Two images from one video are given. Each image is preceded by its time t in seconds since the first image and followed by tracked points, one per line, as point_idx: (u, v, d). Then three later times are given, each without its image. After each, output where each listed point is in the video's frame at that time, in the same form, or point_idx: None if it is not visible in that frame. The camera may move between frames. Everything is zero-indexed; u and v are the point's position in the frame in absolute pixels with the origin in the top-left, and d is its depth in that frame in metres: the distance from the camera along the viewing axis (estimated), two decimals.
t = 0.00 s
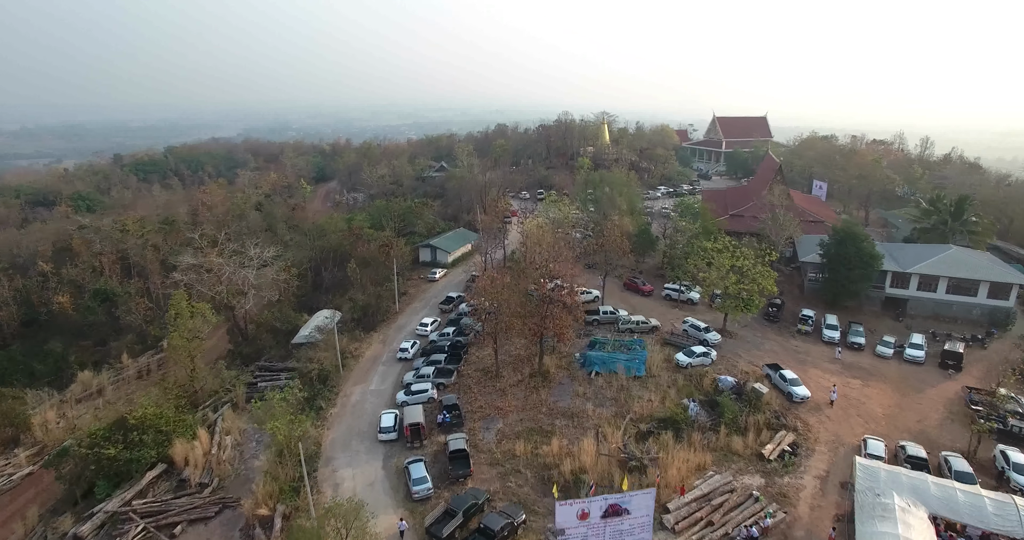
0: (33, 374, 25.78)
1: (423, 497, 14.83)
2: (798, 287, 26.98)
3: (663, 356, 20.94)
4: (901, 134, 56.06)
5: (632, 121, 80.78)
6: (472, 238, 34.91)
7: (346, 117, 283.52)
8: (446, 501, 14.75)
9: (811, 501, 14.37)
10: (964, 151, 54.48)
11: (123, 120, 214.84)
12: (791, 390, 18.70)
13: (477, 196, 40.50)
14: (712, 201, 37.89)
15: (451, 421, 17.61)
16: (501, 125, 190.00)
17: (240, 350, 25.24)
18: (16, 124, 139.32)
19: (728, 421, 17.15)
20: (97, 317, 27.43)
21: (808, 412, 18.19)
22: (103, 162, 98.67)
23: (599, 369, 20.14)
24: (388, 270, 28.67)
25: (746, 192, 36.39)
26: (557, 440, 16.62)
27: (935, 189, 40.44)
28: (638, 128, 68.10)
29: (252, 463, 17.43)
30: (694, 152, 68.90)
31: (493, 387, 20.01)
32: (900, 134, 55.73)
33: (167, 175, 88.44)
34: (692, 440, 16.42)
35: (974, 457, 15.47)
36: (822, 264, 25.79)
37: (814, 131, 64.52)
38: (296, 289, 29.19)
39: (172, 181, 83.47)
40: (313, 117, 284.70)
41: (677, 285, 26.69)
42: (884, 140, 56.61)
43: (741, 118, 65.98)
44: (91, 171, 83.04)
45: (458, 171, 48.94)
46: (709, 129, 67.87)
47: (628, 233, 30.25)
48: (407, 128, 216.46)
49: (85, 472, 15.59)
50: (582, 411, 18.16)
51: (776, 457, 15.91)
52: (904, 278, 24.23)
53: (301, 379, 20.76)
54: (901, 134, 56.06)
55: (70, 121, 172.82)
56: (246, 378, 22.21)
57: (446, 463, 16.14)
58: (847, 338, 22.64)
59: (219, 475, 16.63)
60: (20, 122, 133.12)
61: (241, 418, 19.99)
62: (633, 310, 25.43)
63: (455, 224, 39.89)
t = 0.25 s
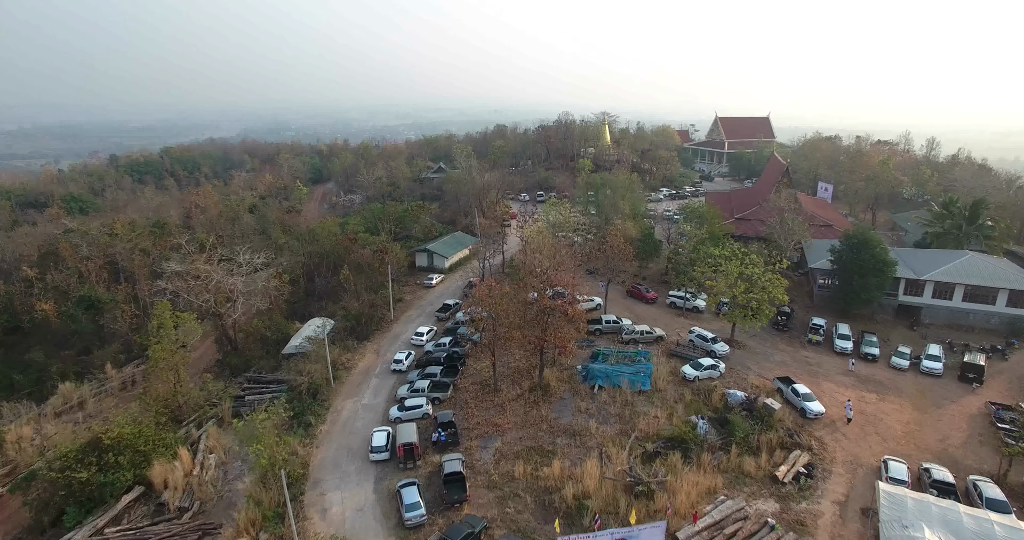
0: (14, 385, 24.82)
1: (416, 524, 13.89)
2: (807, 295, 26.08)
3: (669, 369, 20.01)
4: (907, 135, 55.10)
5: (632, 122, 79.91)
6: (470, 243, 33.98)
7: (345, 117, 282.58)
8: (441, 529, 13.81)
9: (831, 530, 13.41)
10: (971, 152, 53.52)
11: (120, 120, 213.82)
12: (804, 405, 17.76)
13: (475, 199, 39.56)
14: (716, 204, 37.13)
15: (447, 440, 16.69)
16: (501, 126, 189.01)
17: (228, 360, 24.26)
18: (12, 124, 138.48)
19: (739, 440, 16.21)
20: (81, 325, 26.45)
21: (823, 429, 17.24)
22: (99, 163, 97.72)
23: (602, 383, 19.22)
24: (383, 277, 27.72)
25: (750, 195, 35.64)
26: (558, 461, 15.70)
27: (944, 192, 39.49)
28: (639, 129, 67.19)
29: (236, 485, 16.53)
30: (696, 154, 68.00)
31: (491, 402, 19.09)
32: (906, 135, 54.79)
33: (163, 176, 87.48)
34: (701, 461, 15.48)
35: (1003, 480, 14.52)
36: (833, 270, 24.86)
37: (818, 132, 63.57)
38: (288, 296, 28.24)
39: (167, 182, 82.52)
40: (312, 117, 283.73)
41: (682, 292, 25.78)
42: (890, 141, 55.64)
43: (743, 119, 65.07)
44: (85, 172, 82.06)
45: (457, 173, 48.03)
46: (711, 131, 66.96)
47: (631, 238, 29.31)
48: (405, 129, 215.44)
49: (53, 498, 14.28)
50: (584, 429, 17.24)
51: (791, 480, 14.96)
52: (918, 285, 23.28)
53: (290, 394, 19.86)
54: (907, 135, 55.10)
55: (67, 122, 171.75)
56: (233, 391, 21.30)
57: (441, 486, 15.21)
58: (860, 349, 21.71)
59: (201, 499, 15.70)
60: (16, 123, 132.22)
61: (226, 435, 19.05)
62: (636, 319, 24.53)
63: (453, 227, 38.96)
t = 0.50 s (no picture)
0: None
1: None
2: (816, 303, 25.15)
3: (675, 383, 19.07)
4: (913, 137, 54.16)
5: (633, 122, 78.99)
6: (468, 247, 33.04)
7: (344, 117, 281.60)
8: None
9: None
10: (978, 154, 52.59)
11: (118, 120, 212.84)
12: (819, 423, 16.79)
13: (474, 202, 38.60)
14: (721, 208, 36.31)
15: (442, 461, 15.74)
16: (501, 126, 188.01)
17: (215, 371, 23.29)
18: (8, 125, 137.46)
19: (752, 462, 15.26)
20: (64, 334, 25.46)
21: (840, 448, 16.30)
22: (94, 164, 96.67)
23: (606, 398, 18.28)
24: (377, 284, 26.76)
25: (756, 198, 34.83)
26: (560, 485, 14.75)
27: (953, 195, 38.57)
28: (640, 129, 66.27)
29: (217, 510, 15.75)
30: (698, 155, 67.10)
31: (489, 418, 18.15)
32: (912, 136, 53.85)
33: (159, 177, 86.45)
34: (712, 486, 14.53)
35: None
36: (844, 277, 23.93)
37: (822, 133, 62.64)
38: (280, 303, 27.26)
39: (162, 183, 81.47)
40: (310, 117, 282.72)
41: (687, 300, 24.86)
42: (895, 142, 54.69)
43: (746, 119, 64.15)
44: (80, 173, 81.08)
45: (455, 175, 47.07)
46: (713, 131, 66.02)
47: (635, 243, 28.35)
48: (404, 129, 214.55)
49: (14, 526, 12.98)
50: (587, 449, 16.30)
51: (808, 506, 13.97)
52: (934, 293, 22.31)
53: (278, 409, 18.88)
54: (913, 137, 54.16)
55: (64, 122, 170.65)
56: (220, 405, 20.31)
57: (435, 513, 14.26)
58: (874, 361, 20.77)
59: (179, 525, 14.91)
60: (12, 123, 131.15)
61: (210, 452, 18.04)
62: (641, 329, 23.58)
63: (451, 231, 38.03)
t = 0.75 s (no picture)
0: None
1: None
2: (827, 311, 24.22)
3: (683, 398, 18.14)
4: (919, 137, 53.28)
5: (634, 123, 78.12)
6: (466, 252, 32.14)
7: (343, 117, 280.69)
8: None
9: None
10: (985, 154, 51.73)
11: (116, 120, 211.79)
12: (836, 443, 15.80)
13: (472, 205, 37.66)
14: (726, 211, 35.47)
15: (437, 484, 14.80)
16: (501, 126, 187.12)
17: (202, 383, 22.33)
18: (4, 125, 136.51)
19: (767, 486, 14.31)
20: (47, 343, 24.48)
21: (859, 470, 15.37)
22: (89, 165, 95.63)
23: (610, 415, 17.36)
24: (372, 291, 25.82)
25: (762, 202, 34.00)
26: (563, 511, 13.81)
27: (963, 197, 37.67)
28: (641, 130, 65.40)
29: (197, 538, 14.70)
30: (700, 156, 66.21)
31: (487, 436, 17.20)
32: (918, 137, 52.95)
33: (154, 178, 85.44)
34: (725, 513, 13.59)
35: None
36: (857, 285, 22.98)
37: (825, 133, 61.76)
38: (271, 311, 26.31)
39: (157, 184, 80.53)
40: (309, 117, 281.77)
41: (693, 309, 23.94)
42: (901, 143, 53.82)
43: (749, 120, 63.28)
44: (74, 174, 80.12)
45: (453, 176, 46.12)
46: (715, 132, 65.15)
47: (638, 248, 27.41)
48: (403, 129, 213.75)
49: None
50: (591, 470, 15.37)
51: (827, 535, 12.94)
52: (951, 302, 21.38)
53: (266, 427, 17.94)
54: (919, 137, 53.28)
55: (61, 122, 169.61)
56: (204, 420, 19.34)
57: None
58: (890, 373, 19.82)
59: None
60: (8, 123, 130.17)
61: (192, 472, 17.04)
62: (645, 339, 22.65)
63: (449, 234, 37.11)
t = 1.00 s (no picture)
0: None
1: None
2: (839, 319, 23.31)
3: (691, 415, 17.21)
4: (926, 138, 52.39)
5: (635, 123, 77.27)
6: (464, 257, 31.25)
7: (342, 117, 279.76)
8: None
9: None
10: (993, 155, 50.83)
11: (115, 120, 211.04)
12: (855, 464, 14.82)
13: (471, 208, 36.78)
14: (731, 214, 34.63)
15: (432, 511, 13.86)
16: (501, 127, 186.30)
17: (187, 396, 21.40)
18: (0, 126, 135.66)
19: (783, 514, 13.37)
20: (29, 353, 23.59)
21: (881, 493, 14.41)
22: (85, 166, 94.80)
23: (615, 434, 16.46)
24: (366, 299, 24.91)
25: (769, 205, 33.17)
26: None
27: (973, 200, 36.77)
28: (643, 130, 64.52)
29: None
30: (702, 157, 65.35)
31: (485, 456, 16.26)
32: (925, 137, 52.04)
33: (150, 179, 84.59)
34: None
35: None
36: (870, 293, 22.05)
37: (830, 134, 60.89)
38: (262, 319, 25.39)
39: (153, 185, 79.63)
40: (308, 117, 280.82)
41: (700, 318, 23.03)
42: (907, 144, 52.91)
43: (751, 120, 62.42)
44: (69, 175, 79.20)
45: (451, 178, 45.19)
46: (718, 133, 64.27)
47: (642, 254, 26.51)
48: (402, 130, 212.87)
49: None
50: (595, 494, 14.45)
51: None
52: (971, 311, 20.44)
53: (251, 446, 17.02)
54: (926, 138, 52.38)
55: (58, 122, 168.63)
56: (188, 437, 18.40)
57: None
58: (907, 386, 18.86)
59: None
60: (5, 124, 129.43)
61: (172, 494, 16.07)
62: (650, 349, 21.74)
63: (447, 238, 36.19)
